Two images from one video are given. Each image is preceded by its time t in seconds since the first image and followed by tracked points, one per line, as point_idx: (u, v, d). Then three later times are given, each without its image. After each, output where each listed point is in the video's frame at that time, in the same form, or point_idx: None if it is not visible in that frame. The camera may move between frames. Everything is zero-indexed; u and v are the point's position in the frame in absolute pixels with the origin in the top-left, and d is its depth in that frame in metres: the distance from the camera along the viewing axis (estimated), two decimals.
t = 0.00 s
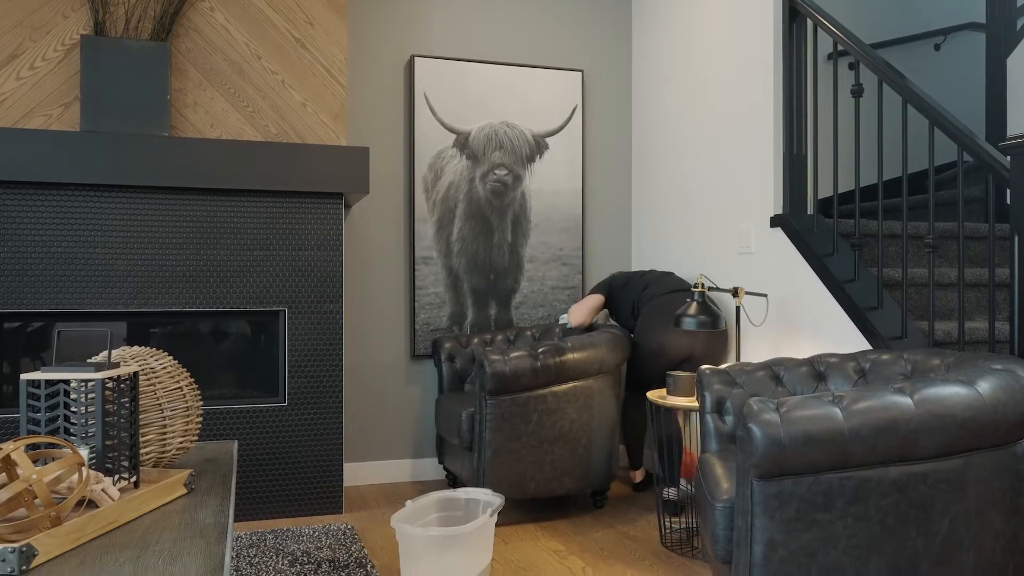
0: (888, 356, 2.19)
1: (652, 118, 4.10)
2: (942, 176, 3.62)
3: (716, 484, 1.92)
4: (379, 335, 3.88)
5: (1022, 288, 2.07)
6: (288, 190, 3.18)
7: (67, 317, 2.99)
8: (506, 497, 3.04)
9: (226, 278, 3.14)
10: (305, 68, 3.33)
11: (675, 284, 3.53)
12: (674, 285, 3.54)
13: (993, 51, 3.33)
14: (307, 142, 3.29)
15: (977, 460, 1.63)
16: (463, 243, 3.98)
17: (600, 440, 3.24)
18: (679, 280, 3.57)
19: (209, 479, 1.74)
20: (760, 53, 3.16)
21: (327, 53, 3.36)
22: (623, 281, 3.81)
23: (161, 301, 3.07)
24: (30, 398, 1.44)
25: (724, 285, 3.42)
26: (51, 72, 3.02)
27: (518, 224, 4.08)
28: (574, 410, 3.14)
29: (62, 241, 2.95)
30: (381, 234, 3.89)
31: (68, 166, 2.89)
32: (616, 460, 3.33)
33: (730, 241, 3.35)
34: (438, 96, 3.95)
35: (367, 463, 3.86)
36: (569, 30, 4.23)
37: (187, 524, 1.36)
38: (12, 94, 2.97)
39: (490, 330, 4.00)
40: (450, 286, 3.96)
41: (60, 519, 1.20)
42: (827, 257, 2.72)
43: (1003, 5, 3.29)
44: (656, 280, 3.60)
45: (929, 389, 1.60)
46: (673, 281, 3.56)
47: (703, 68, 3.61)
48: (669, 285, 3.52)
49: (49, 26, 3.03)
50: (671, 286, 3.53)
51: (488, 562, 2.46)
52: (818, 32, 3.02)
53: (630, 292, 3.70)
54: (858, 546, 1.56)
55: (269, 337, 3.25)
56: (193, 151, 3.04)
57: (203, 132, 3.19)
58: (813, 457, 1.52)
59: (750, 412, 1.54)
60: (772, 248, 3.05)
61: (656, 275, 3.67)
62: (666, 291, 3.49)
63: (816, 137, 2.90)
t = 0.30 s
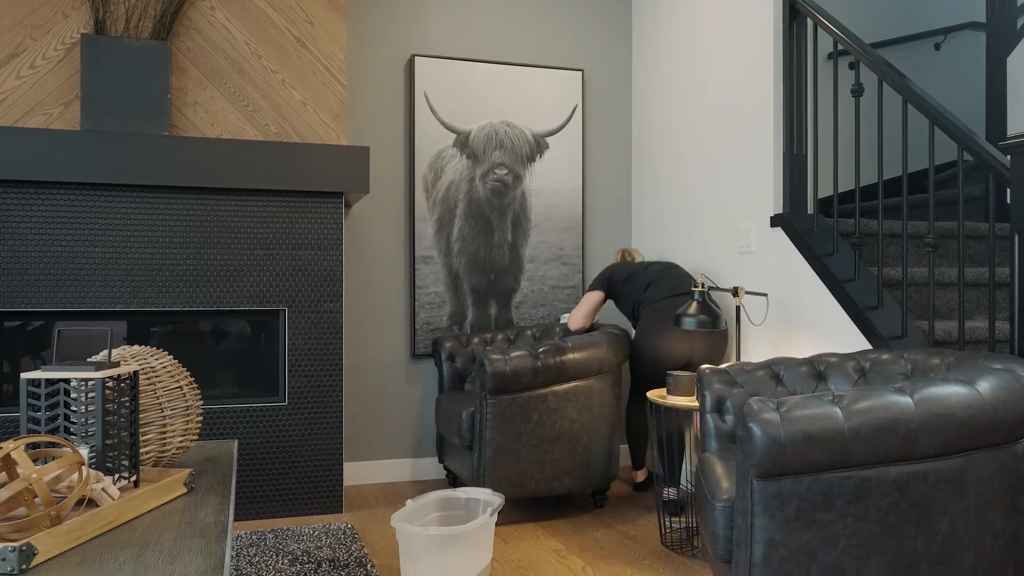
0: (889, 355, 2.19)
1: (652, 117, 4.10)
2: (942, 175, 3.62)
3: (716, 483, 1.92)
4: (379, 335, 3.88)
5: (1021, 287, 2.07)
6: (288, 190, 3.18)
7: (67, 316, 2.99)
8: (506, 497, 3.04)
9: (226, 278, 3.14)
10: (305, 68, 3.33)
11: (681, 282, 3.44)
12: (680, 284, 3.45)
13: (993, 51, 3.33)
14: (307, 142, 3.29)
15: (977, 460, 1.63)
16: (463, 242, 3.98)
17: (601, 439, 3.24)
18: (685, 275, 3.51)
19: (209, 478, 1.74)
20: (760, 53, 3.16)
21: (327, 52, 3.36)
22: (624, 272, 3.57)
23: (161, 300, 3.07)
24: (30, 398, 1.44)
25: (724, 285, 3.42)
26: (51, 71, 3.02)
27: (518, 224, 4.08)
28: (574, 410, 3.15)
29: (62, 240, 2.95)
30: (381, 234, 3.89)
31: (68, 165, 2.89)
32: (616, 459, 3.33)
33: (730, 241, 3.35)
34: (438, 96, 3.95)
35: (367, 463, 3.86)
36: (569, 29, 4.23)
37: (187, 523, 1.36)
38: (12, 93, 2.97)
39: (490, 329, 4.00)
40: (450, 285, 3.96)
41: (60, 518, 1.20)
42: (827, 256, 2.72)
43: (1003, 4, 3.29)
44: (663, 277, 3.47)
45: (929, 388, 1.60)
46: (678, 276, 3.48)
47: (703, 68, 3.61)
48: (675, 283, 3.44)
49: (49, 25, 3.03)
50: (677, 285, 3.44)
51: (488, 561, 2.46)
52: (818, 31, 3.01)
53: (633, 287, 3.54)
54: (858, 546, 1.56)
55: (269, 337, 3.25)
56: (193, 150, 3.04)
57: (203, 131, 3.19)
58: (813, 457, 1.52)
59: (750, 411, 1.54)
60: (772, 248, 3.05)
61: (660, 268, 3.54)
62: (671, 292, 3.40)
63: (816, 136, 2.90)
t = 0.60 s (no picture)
0: (889, 358, 2.19)
1: (652, 120, 4.10)
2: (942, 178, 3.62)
3: (717, 486, 1.91)
4: (379, 337, 3.88)
5: (1021, 290, 2.07)
6: (289, 192, 3.19)
7: (67, 319, 2.99)
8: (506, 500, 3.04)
9: (226, 280, 3.14)
10: (305, 70, 3.33)
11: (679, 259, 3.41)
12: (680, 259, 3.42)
13: (994, 53, 3.34)
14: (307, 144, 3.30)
15: (977, 463, 1.63)
16: (463, 244, 3.99)
17: (601, 442, 3.24)
18: (685, 243, 3.49)
19: (209, 481, 1.74)
20: (760, 55, 3.16)
21: (328, 54, 3.36)
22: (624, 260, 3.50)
23: (161, 303, 3.07)
24: (30, 400, 1.44)
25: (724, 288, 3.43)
26: (52, 73, 3.02)
27: (518, 227, 4.08)
28: (574, 412, 3.14)
29: (63, 243, 2.96)
30: (381, 236, 3.89)
31: (68, 167, 2.89)
32: (616, 462, 3.33)
33: (730, 243, 3.35)
34: (439, 98, 3.96)
35: (366, 466, 3.86)
36: (569, 32, 4.23)
37: (187, 526, 1.36)
38: (13, 96, 2.98)
39: (490, 331, 4.00)
40: (450, 288, 3.96)
41: (60, 521, 1.20)
42: (828, 259, 2.72)
43: (1003, 8, 3.30)
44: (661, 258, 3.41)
45: (929, 391, 1.60)
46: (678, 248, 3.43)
47: (703, 70, 3.61)
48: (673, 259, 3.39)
49: (50, 28, 3.03)
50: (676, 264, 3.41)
51: (488, 564, 2.45)
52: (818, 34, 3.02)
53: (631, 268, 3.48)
54: (858, 549, 1.56)
55: (269, 339, 3.25)
56: (194, 153, 3.04)
57: (203, 133, 3.20)
58: (814, 460, 1.52)
59: (750, 414, 1.55)
60: (772, 250, 3.05)
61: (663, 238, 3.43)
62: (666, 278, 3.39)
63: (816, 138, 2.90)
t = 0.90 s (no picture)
0: (889, 360, 2.19)
1: (653, 121, 4.11)
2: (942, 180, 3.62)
3: (717, 489, 1.91)
4: (379, 339, 3.88)
5: (1021, 292, 2.07)
6: (289, 195, 3.19)
7: (67, 321, 2.99)
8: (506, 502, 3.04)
9: (226, 283, 3.14)
10: (305, 72, 3.33)
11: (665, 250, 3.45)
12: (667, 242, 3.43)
13: (994, 55, 3.34)
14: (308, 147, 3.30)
15: (977, 465, 1.63)
16: (463, 247, 3.99)
17: (601, 443, 3.24)
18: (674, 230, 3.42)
19: (209, 483, 1.74)
20: (760, 57, 3.17)
21: (327, 57, 3.36)
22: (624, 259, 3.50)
23: (161, 306, 3.07)
24: (30, 403, 1.44)
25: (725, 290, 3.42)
26: (52, 76, 3.03)
27: (518, 229, 4.08)
28: (574, 414, 3.14)
29: (64, 246, 2.96)
30: (381, 238, 3.89)
31: (69, 170, 2.89)
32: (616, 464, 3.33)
33: (730, 245, 3.35)
34: (438, 100, 3.96)
35: (367, 468, 3.86)
36: (569, 34, 4.24)
37: (187, 529, 1.36)
38: (13, 98, 2.98)
39: (490, 333, 4.01)
40: (450, 290, 3.96)
41: (60, 523, 1.20)
42: (828, 261, 2.72)
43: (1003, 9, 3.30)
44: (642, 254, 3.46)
45: (929, 394, 1.60)
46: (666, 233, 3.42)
47: (703, 72, 3.62)
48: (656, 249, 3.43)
49: (50, 31, 3.04)
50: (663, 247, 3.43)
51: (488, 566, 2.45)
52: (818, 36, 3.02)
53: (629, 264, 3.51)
54: (858, 551, 1.56)
55: (268, 342, 3.25)
56: (194, 155, 3.04)
57: (204, 136, 3.20)
58: (814, 462, 1.52)
59: (750, 416, 1.55)
60: (772, 253, 3.05)
61: (642, 229, 3.45)
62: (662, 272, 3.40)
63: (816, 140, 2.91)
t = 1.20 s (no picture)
0: (889, 361, 2.19)
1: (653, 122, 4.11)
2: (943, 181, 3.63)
3: (717, 490, 1.91)
4: (379, 340, 3.88)
5: (1021, 293, 2.07)
6: (289, 195, 3.19)
7: (67, 322, 2.99)
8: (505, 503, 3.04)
9: (226, 283, 3.14)
10: (305, 74, 3.34)
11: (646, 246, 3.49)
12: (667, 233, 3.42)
13: (993, 57, 3.34)
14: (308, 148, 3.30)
15: (977, 466, 1.63)
16: (463, 248, 3.99)
17: (601, 444, 3.23)
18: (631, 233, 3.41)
19: (209, 484, 1.74)
20: (760, 57, 3.17)
21: (327, 58, 3.36)
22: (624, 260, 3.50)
23: (161, 306, 3.07)
24: (30, 403, 1.44)
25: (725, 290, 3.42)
26: (52, 77, 3.03)
27: (518, 229, 4.08)
28: (574, 415, 3.14)
29: (64, 247, 2.96)
30: (381, 239, 3.89)
31: (69, 171, 2.89)
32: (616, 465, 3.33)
33: (730, 246, 3.35)
34: (438, 101, 3.96)
35: (367, 469, 3.86)
36: (569, 35, 4.24)
37: (187, 530, 1.36)
38: (13, 100, 2.98)
39: (490, 334, 4.01)
40: (450, 290, 3.96)
41: (60, 524, 1.20)
42: (828, 262, 2.72)
43: (1003, 10, 3.30)
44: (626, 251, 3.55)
45: (929, 395, 1.60)
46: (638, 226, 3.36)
47: (703, 73, 3.62)
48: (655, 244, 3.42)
49: (50, 32, 3.04)
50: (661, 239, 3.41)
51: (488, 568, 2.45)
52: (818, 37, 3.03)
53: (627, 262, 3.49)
54: (858, 552, 1.56)
55: (269, 342, 3.25)
56: (194, 156, 3.04)
57: (203, 137, 3.20)
58: (814, 463, 1.51)
59: (750, 417, 1.55)
60: (772, 253, 3.05)
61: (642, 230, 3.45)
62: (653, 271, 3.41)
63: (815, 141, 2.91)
